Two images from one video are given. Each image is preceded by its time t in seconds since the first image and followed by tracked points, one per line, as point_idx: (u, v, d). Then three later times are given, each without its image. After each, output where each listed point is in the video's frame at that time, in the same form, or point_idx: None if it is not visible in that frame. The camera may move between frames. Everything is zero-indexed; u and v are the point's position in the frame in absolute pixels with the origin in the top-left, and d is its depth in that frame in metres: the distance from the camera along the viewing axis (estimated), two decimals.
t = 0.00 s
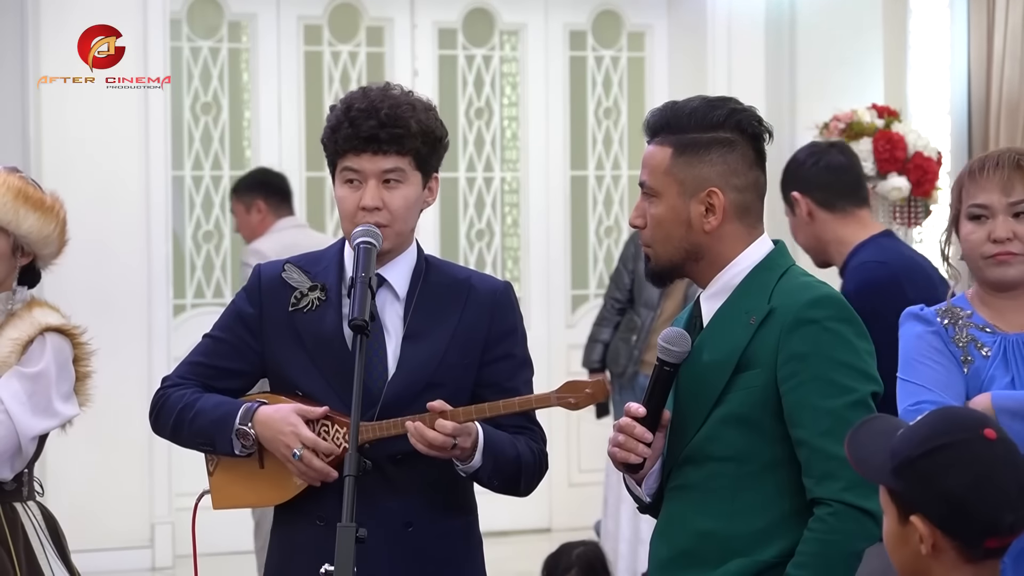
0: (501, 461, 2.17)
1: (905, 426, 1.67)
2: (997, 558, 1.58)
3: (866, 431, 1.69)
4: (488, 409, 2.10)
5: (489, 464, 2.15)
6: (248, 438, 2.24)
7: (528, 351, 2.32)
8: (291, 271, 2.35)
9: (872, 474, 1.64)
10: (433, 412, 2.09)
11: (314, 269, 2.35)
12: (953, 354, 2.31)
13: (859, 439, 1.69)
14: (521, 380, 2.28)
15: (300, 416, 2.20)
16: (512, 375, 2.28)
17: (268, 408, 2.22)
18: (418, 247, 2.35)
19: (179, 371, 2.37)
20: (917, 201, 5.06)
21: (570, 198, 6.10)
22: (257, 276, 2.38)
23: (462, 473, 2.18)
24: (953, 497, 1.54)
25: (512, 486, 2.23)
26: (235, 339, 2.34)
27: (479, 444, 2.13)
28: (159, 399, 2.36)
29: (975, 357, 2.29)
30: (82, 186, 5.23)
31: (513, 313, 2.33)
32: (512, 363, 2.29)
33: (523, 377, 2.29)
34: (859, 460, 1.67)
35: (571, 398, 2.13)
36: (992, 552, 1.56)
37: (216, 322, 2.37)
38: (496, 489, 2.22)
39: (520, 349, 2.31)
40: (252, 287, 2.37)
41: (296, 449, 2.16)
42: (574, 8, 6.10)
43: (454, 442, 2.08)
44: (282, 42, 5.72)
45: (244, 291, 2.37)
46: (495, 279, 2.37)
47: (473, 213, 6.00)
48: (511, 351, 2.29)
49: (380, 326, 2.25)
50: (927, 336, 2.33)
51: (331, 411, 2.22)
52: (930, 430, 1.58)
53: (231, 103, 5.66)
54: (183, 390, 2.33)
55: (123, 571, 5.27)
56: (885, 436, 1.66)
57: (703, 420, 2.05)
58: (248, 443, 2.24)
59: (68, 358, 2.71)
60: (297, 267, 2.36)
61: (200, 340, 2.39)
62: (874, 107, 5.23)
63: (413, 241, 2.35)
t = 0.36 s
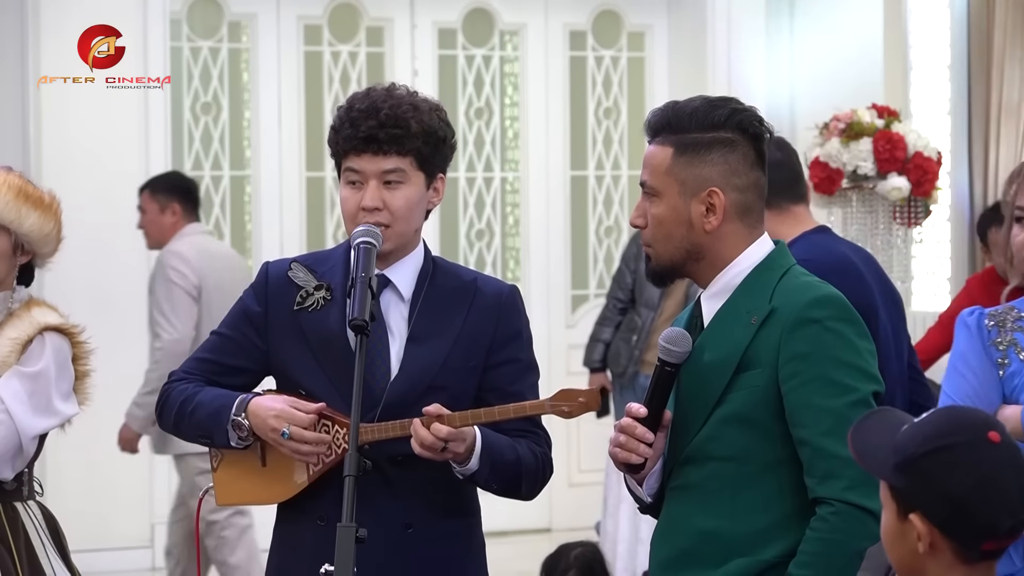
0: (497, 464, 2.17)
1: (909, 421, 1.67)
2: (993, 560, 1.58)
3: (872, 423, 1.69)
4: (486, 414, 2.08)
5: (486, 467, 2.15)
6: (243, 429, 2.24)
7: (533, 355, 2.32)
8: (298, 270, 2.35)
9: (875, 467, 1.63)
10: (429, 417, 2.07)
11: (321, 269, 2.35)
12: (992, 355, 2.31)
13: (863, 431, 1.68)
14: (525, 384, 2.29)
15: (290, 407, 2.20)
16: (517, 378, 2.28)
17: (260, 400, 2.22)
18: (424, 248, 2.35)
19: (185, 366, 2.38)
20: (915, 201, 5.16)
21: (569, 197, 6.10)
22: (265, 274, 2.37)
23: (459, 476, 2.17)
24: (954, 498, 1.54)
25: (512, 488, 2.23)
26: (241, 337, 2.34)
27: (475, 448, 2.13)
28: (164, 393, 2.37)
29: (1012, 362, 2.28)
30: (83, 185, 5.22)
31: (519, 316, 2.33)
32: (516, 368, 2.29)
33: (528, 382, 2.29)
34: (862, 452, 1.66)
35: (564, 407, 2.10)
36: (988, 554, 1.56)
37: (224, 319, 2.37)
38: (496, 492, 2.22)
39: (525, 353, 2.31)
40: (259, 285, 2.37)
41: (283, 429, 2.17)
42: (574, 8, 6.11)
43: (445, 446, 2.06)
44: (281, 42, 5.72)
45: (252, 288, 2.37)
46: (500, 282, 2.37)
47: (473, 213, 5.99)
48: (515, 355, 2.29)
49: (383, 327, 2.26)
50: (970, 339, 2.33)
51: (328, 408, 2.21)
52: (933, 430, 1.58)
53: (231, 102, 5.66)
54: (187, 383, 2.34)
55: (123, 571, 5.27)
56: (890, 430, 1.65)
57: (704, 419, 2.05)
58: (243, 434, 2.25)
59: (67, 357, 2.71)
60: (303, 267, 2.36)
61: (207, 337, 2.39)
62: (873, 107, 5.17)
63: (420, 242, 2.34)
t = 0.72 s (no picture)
0: (510, 462, 2.17)
1: (913, 421, 1.67)
2: (995, 560, 1.58)
3: (874, 422, 1.69)
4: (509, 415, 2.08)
5: (498, 466, 2.15)
6: (244, 429, 2.23)
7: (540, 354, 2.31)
8: (302, 270, 2.35)
9: (879, 467, 1.63)
10: (443, 417, 2.07)
11: (326, 270, 2.35)
12: None
13: (867, 430, 1.68)
14: (533, 384, 2.27)
15: (294, 411, 2.20)
16: (523, 378, 2.27)
17: (262, 402, 2.22)
18: (429, 249, 2.35)
19: (190, 364, 2.38)
20: (915, 201, 5.16)
21: (569, 197, 6.10)
22: (270, 273, 2.38)
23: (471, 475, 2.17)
24: (958, 496, 1.54)
25: (527, 486, 2.23)
26: (245, 336, 2.34)
27: (488, 447, 2.13)
28: (168, 390, 2.37)
29: None
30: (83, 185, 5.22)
31: (524, 318, 2.33)
32: (523, 368, 2.28)
33: (536, 381, 2.28)
34: (866, 453, 1.67)
35: (562, 412, 2.09)
36: (992, 554, 1.56)
37: (229, 318, 2.37)
38: (508, 490, 2.22)
39: (531, 352, 2.30)
40: (264, 285, 2.37)
41: (286, 436, 2.17)
42: (574, 8, 6.11)
43: (461, 446, 2.07)
44: (282, 42, 5.72)
45: (257, 288, 2.37)
46: (504, 283, 2.37)
47: (473, 213, 6.00)
48: (522, 355, 2.28)
49: (385, 327, 2.26)
50: None
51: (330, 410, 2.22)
52: (937, 430, 1.58)
53: (231, 102, 5.66)
54: (190, 381, 2.34)
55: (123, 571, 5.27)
56: (893, 431, 1.66)
57: (706, 419, 2.05)
58: (244, 434, 2.24)
59: (67, 356, 2.71)
60: (308, 267, 2.37)
61: (213, 335, 2.40)
62: (873, 107, 5.18)
63: (424, 242, 2.34)
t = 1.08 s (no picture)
0: (513, 458, 2.15)
1: (917, 420, 1.67)
2: (998, 559, 1.58)
3: (878, 421, 1.69)
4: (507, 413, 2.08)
5: (499, 461, 2.13)
6: (247, 430, 2.23)
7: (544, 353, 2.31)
8: (307, 270, 2.35)
9: (882, 465, 1.63)
10: (449, 416, 2.09)
11: (329, 270, 2.36)
12: None
13: (870, 429, 1.68)
14: (536, 379, 2.27)
15: (295, 408, 2.18)
16: (525, 377, 2.27)
17: (265, 401, 2.21)
18: (432, 249, 2.35)
19: (194, 364, 2.37)
20: (915, 201, 5.16)
21: (569, 197, 6.10)
22: (274, 274, 2.38)
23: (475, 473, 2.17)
24: (963, 495, 1.53)
25: (532, 482, 2.21)
26: (250, 335, 2.34)
27: (489, 444, 2.12)
28: (172, 391, 2.36)
29: None
30: (83, 185, 5.23)
31: (527, 316, 2.33)
32: (527, 365, 2.28)
33: (539, 379, 2.27)
34: (869, 451, 1.66)
35: (557, 411, 2.08)
36: (995, 552, 1.56)
37: (233, 317, 2.37)
38: (511, 486, 2.19)
39: (535, 351, 2.30)
40: (268, 284, 2.37)
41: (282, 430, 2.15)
42: (574, 8, 6.11)
43: (467, 447, 2.07)
44: (282, 42, 5.72)
45: (261, 288, 2.37)
46: (507, 284, 2.37)
47: (473, 213, 6.00)
48: (526, 353, 2.28)
49: (386, 326, 2.27)
50: None
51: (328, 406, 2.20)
52: (941, 427, 1.58)
53: (231, 102, 5.66)
54: (195, 382, 2.33)
55: (123, 571, 5.27)
56: (896, 429, 1.66)
57: (708, 418, 2.03)
58: (247, 435, 2.23)
59: (66, 356, 2.71)
60: (312, 267, 2.37)
61: (217, 334, 2.39)
62: (873, 107, 5.19)
63: (427, 242, 2.35)
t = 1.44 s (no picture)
0: (510, 464, 2.16)
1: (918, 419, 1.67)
2: (997, 558, 1.58)
3: (879, 418, 1.68)
4: (508, 416, 2.09)
5: (497, 465, 2.13)
6: (247, 423, 2.23)
7: (547, 359, 2.30)
8: (312, 268, 2.35)
9: (882, 463, 1.63)
10: (438, 418, 2.05)
11: (335, 269, 2.35)
12: None
13: (872, 426, 1.68)
14: (538, 384, 2.27)
15: (294, 404, 2.19)
16: (528, 383, 2.26)
17: (266, 396, 2.22)
18: (437, 250, 2.35)
19: (200, 360, 2.39)
20: (915, 201, 5.19)
21: (569, 197, 6.10)
22: (281, 272, 2.38)
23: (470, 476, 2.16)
24: (963, 495, 1.53)
25: (528, 487, 2.21)
26: (254, 332, 2.34)
27: (484, 447, 2.11)
28: (178, 385, 2.38)
29: None
30: (83, 184, 5.23)
31: (531, 321, 2.32)
32: (529, 372, 2.27)
33: (541, 387, 2.26)
34: (869, 448, 1.66)
35: (558, 415, 2.09)
36: (993, 553, 1.57)
37: (239, 315, 2.38)
38: (508, 492, 2.20)
39: (538, 357, 2.29)
40: (275, 283, 2.37)
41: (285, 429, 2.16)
42: (575, 8, 6.10)
43: (454, 448, 2.05)
44: (282, 42, 5.72)
45: (268, 286, 2.37)
46: (513, 287, 2.36)
47: (473, 213, 6.00)
48: (528, 359, 2.28)
49: (390, 326, 2.26)
50: None
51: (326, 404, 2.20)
52: (944, 426, 1.57)
53: (231, 102, 5.66)
54: (199, 378, 2.34)
55: (123, 570, 5.27)
56: (898, 427, 1.65)
57: (709, 418, 2.02)
58: (248, 428, 2.24)
59: (65, 356, 2.71)
60: (318, 266, 2.37)
61: (224, 331, 2.40)
62: (873, 107, 5.19)
63: (432, 242, 2.35)
